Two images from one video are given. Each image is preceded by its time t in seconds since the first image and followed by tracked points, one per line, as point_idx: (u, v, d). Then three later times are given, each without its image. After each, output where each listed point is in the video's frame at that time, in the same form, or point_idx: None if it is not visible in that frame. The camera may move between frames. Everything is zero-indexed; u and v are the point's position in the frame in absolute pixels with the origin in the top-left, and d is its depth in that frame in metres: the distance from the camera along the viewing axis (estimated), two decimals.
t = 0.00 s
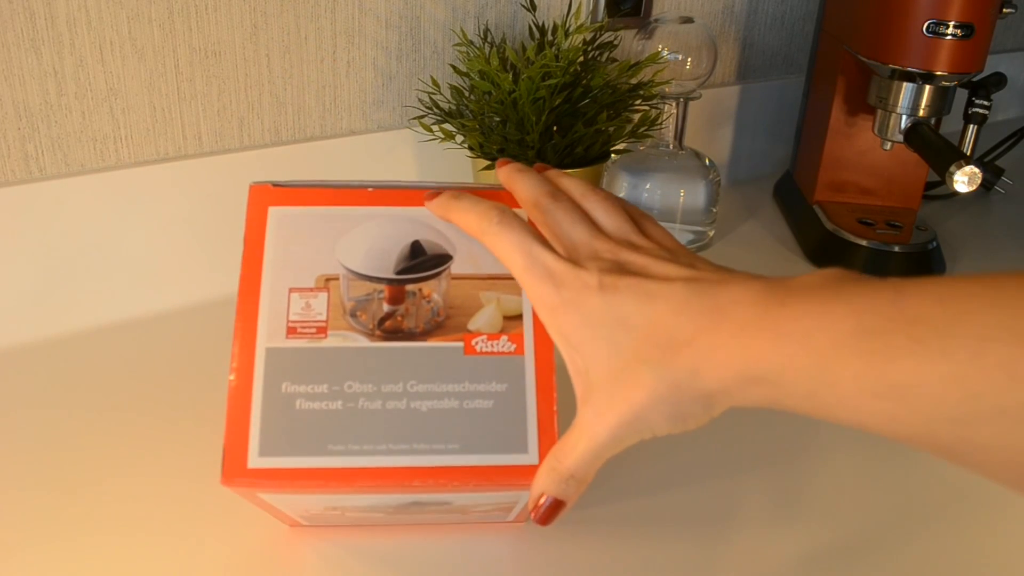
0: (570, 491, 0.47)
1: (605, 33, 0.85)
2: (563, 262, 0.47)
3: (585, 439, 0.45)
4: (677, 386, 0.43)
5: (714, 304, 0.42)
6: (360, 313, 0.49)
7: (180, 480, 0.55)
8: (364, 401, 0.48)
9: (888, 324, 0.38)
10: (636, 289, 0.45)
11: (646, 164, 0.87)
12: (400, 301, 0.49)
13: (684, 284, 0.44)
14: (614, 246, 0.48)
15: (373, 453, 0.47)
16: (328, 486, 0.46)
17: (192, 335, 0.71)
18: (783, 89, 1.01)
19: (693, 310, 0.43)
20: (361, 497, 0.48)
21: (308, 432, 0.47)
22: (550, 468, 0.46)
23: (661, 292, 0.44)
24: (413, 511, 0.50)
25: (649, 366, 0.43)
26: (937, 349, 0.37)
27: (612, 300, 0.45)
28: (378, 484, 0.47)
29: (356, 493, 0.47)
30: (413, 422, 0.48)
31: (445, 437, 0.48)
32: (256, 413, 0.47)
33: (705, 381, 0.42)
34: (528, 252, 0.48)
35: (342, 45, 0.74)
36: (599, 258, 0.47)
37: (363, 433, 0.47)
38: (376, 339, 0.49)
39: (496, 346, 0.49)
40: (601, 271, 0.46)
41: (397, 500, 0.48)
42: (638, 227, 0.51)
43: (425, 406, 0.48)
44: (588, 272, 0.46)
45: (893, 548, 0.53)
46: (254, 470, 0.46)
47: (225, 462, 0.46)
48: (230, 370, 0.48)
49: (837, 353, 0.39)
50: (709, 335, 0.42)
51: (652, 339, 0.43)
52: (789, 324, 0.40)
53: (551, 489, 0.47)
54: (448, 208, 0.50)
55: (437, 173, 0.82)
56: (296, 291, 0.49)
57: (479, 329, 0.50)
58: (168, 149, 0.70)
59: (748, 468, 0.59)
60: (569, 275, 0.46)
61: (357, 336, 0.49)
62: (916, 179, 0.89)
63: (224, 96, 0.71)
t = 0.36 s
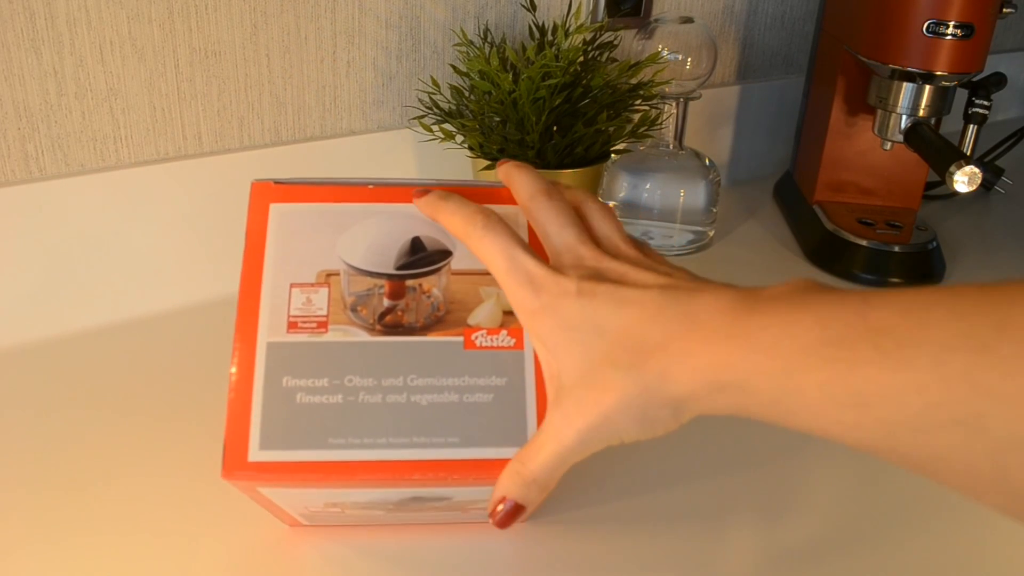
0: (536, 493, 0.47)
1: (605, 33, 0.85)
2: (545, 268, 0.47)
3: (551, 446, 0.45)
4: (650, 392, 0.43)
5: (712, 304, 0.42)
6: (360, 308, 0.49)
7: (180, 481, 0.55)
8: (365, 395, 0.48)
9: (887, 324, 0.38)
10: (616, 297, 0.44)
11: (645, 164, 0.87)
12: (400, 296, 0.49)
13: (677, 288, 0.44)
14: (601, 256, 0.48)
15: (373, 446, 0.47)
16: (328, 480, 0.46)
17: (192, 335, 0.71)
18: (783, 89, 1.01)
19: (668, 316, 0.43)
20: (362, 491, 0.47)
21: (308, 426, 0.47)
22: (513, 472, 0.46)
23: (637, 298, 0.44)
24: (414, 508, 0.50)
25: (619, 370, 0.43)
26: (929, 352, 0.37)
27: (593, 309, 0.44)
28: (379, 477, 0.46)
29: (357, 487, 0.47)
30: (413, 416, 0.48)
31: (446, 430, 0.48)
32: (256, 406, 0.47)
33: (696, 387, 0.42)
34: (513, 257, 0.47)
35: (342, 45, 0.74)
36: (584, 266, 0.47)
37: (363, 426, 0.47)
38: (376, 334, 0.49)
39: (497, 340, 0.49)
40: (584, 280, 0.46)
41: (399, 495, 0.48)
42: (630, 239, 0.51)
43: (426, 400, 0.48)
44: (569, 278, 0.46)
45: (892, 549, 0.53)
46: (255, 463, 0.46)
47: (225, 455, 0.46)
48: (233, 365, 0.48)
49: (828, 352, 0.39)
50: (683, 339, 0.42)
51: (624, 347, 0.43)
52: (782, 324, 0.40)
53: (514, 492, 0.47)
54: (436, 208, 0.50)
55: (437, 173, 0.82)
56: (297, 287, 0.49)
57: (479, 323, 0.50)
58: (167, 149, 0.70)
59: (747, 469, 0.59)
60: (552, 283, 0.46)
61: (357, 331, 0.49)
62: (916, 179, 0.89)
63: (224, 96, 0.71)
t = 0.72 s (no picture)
0: (530, 484, 0.46)
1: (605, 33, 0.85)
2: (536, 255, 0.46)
3: (538, 433, 0.44)
4: (640, 384, 0.41)
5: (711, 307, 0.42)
6: (360, 301, 0.49)
7: (179, 481, 0.55)
8: (365, 387, 0.48)
9: (881, 312, 0.37)
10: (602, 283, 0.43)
11: (645, 164, 0.87)
12: (400, 290, 0.49)
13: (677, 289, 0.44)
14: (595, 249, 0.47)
15: (373, 438, 0.47)
16: (328, 472, 0.46)
17: (192, 336, 0.71)
18: (783, 89, 1.01)
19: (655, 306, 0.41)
20: (362, 484, 0.47)
21: (308, 418, 0.47)
22: (505, 461, 0.45)
23: (623, 288, 0.42)
24: (414, 504, 0.50)
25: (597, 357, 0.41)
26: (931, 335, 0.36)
27: (576, 296, 0.43)
28: (378, 469, 0.46)
29: (356, 479, 0.47)
30: (413, 408, 0.48)
31: (445, 422, 0.47)
32: (257, 398, 0.47)
33: (698, 391, 0.41)
34: (502, 242, 0.46)
35: (342, 45, 0.74)
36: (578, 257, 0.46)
37: (364, 418, 0.47)
38: (377, 327, 0.49)
39: (496, 334, 0.49)
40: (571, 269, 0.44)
41: (398, 488, 0.48)
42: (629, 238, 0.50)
43: (426, 392, 0.48)
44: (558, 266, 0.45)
45: (892, 549, 0.54)
46: (255, 455, 0.46)
47: (225, 447, 0.46)
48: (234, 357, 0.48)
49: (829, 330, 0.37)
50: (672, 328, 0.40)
51: (606, 333, 0.42)
52: (775, 307, 0.39)
53: (507, 482, 0.45)
54: (432, 194, 0.50)
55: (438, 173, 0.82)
56: (298, 281, 0.50)
57: (479, 317, 0.49)
58: (167, 149, 0.70)
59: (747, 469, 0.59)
60: (538, 269, 0.45)
61: (357, 325, 0.49)
62: (916, 179, 0.89)
63: (224, 96, 0.71)
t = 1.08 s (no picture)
0: (531, 467, 0.45)
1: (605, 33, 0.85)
2: (528, 242, 0.46)
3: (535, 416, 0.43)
4: (636, 372, 0.42)
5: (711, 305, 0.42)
6: (362, 291, 0.50)
7: (178, 480, 0.55)
8: (366, 374, 0.48)
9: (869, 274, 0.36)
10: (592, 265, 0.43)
11: (645, 164, 0.87)
12: (401, 280, 0.50)
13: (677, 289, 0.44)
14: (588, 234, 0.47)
15: (372, 423, 0.46)
16: (327, 458, 0.45)
17: (192, 335, 0.71)
18: (783, 89, 1.01)
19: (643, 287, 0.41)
20: (363, 471, 0.47)
21: (310, 404, 0.47)
22: (504, 445, 0.44)
23: (618, 275, 0.42)
24: (414, 497, 0.49)
25: (587, 334, 0.41)
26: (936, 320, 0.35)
27: (566, 272, 0.43)
28: (379, 456, 0.46)
29: (356, 466, 0.46)
30: (413, 394, 0.47)
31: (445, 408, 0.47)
32: (259, 384, 0.47)
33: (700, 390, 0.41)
34: (496, 232, 0.47)
35: (342, 45, 0.74)
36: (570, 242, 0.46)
37: (364, 403, 0.47)
38: (378, 316, 0.49)
39: (496, 322, 0.49)
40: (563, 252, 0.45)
41: (399, 477, 0.47)
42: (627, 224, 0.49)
43: (426, 378, 0.48)
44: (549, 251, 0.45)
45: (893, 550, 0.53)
46: (256, 441, 0.45)
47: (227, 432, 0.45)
48: (235, 344, 0.48)
49: (826, 318, 0.36)
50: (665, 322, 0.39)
51: (595, 310, 0.41)
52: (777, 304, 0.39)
53: (506, 468, 0.45)
54: (431, 189, 0.50)
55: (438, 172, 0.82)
56: (301, 271, 0.50)
57: (479, 306, 0.50)
58: (167, 149, 0.70)
59: (747, 463, 0.59)
60: (530, 253, 0.45)
61: (359, 314, 0.49)
62: (916, 179, 0.89)
63: (224, 96, 0.71)
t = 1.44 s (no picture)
0: (526, 455, 0.43)
1: (605, 33, 0.85)
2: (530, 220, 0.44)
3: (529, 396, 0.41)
4: (640, 358, 0.41)
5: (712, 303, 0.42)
6: (360, 280, 0.49)
7: (179, 481, 0.55)
8: (363, 358, 0.46)
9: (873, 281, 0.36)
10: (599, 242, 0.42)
11: (645, 164, 0.87)
12: (400, 270, 0.49)
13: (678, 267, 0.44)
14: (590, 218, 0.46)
15: (369, 405, 0.44)
16: (321, 442, 0.44)
17: (193, 336, 0.71)
18: (783, 89, 1.01)
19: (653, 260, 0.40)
20: (360, 456, 0.45)
21: (305, 387, 0.45)
22: (495, 431, 0.43)
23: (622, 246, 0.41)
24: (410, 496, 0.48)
25: (596, 312, 0.40)
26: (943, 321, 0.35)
27: (575, 254, 0.42)
28: (373, 443, 0.44)
29: (351, 454, 0.45)
30: (411, 377, 0.46)
31: (443, 391, 0.45)
32: (254, 367, 0.46)
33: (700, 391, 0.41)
34: (497, 211, 0.45)
35: (342, 45, 0.74)
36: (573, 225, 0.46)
37: (361, 386, 0.45)
38: (375, 304, 0.48)
39: (494, 311, 0.48)
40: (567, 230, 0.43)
41: (395, 468, 0.46)
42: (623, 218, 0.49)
43: (424, 363, 0.46)
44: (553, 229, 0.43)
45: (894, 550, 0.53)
46: (250, 422, 0.44)
47: (220, 415, 0.44)
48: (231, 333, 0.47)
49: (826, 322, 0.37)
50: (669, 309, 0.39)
51: (606, 287, 0.40)
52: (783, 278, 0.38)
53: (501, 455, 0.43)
54: (426, 174, 0.51)
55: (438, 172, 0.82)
56: (300, 263, 0.50)
57: (477, 295, 0.49)
58: (167, 149, 0.70)
59: (747, 469, 0.59)
60: (535, 235, 0.43)
61: (356, 302, 0.48)
62: (916, 179, 0.89)
63: (224, 96, 0.71)
